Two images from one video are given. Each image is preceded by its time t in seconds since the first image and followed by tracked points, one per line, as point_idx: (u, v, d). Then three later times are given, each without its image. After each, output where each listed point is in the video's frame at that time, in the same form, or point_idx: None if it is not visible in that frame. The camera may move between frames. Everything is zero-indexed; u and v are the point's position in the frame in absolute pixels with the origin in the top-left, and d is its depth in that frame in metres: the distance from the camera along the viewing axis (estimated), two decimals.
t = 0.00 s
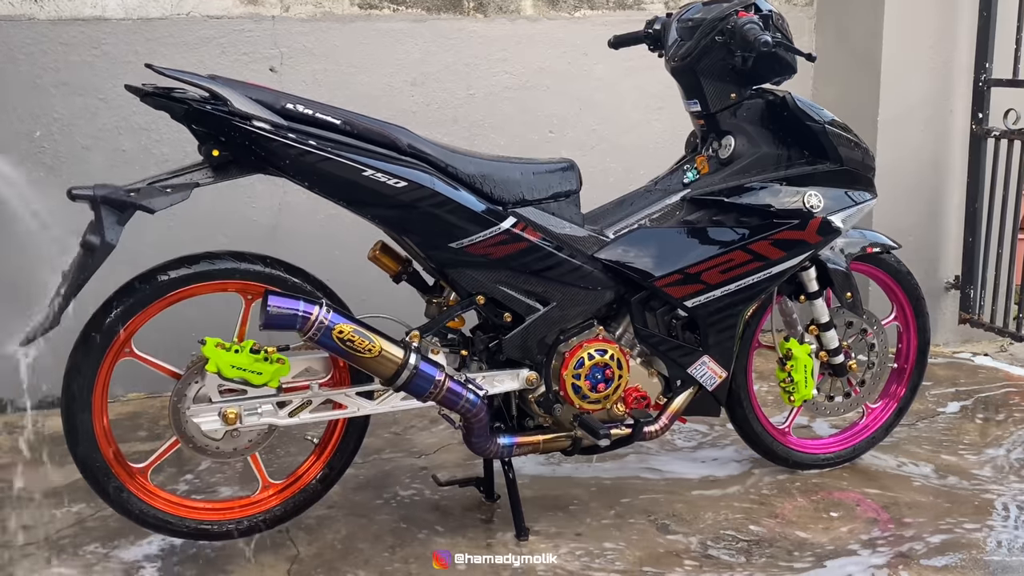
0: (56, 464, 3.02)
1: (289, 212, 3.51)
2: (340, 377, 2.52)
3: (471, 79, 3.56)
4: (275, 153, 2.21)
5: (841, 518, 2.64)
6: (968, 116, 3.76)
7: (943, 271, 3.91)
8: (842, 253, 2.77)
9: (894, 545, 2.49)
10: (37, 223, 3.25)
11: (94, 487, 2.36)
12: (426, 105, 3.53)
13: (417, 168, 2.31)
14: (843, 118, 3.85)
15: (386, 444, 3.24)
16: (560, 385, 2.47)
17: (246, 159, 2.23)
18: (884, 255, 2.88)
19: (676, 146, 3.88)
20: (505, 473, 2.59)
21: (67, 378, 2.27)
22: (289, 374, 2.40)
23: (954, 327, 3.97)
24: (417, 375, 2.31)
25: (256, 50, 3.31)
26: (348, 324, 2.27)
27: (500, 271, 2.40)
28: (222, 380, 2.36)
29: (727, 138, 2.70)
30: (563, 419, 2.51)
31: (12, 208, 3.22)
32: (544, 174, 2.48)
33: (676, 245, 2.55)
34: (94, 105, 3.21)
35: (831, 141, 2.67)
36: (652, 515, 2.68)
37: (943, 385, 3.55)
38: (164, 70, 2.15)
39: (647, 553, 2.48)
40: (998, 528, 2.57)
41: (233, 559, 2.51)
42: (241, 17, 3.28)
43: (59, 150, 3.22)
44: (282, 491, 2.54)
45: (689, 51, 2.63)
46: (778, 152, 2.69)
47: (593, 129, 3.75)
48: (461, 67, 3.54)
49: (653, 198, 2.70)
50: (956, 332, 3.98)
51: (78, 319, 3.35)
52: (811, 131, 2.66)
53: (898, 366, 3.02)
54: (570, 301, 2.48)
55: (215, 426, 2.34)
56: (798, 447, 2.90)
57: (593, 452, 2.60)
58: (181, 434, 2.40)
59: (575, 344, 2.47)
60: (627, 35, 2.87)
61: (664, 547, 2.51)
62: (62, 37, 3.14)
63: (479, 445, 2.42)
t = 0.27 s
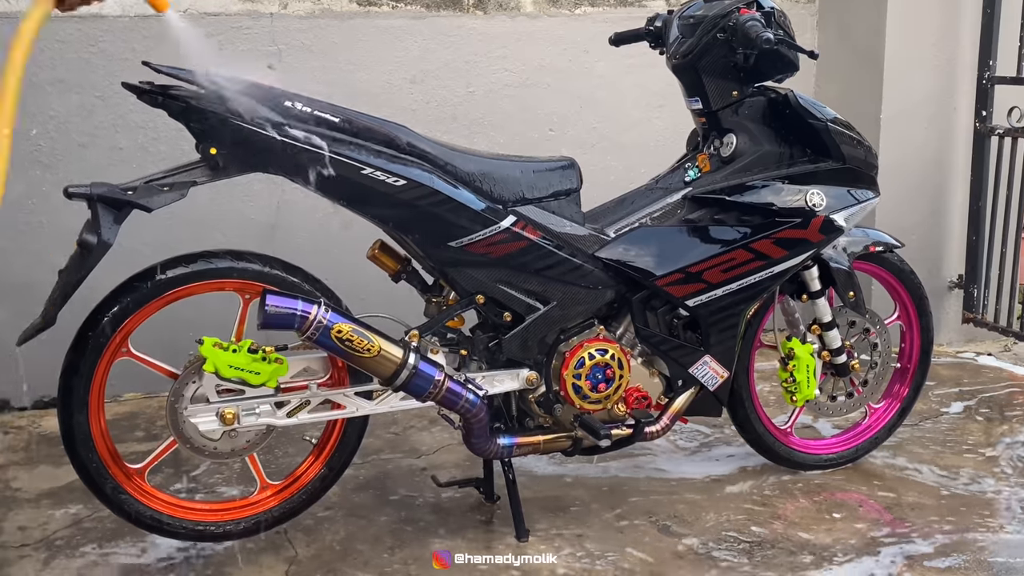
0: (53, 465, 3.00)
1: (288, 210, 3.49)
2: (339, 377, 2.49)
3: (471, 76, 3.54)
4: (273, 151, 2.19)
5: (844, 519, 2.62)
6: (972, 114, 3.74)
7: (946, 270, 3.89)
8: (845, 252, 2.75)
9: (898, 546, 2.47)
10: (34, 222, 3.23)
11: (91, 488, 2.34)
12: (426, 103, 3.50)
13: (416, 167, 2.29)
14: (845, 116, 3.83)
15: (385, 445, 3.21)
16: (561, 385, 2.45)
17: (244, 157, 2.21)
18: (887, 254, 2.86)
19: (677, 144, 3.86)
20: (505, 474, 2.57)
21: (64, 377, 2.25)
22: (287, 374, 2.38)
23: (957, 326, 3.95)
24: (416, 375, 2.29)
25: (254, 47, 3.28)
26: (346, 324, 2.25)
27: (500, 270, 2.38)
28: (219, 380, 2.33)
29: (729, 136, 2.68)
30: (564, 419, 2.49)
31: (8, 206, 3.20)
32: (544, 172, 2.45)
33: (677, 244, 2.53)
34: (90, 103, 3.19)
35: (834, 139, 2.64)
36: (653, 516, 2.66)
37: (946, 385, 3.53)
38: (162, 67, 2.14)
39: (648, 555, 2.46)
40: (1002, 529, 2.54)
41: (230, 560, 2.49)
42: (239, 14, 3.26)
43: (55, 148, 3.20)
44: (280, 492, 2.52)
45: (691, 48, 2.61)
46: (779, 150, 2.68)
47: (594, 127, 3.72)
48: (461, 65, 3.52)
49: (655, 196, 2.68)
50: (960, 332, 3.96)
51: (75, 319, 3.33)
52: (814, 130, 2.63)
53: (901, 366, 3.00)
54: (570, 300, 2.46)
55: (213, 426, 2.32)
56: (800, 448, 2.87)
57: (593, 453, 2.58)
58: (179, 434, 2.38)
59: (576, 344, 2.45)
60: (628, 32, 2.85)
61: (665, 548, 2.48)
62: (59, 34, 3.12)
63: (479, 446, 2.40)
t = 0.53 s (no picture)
0: (49, 465, 2.98)
1: (286, 209, 3.47)
2: (337, 377, 2.47)
3: (471, 74, 3.51)
4: (271, 149, 2.17)
5: (847, 520, 2.59)
6: (975, 112, 3.72)
7: (950, 269, 3.87)
8: (847, 251, 2.73)
9: (901, 548, 2.45)
10: (30, 221, 3.21)
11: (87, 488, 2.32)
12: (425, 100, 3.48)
13: (415, 165, 2.26)
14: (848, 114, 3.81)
15: (384, 445, 3.19)
16: (561, 385, 2.43)
17: (241, 154, 2.20)
18: (890, 252, 2.84)
19: (678, 142, 3.84)
20: (505, 474, 2.55)
21: (59, 377, 2.22)
22: (285, 374, 2.36)
23: (961, 325, 3.93)
24: (415, 374, 2.27)
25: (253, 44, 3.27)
26: (345, 324, 2.22)
27: (500, 269, 2.36)
28: (217, 380, 2.31)
29: (731, 134, 2.66)
30: (564, 419, 2.47)
31: (4, 205, 3.18)
32: (544, 170, 2.43)
33: (679, 243, 2.50)
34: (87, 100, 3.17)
35: (836, 137, 2.62)
36: (655, 517, 2.64)
37: (949, 385, 3.51)
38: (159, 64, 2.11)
39: (649, 556, 2.43)
40: (1007, 530, 2.52)
41: (228, 562, 2.47)
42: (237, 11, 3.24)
43: (52, 146, 3.18)
44: (278, 493, 2.50)
45: (692, 45, 2.58)
46: (781, 148, 2.66)
47: (595, 125, 3.70)
48: (461, 62, 3.49)
49: (657, 194, 2.66)
50: (964, 331, 3.95)
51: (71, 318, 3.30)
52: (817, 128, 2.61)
53: (904, 365, 2.98)
54: (571, 299, 2.44)
55: (211, 427, 2.30)
56: (803, 448, 2.85)
57: (594, 453, 2.56)
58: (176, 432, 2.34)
59: (577, 343, 2.42)
60: (629, 29, 2.82)
61: (666, 550, 2.46)
62: (55, 31, 3.10)
63: (479, 446, 2.37)
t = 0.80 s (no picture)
0: (45, 465, 2.96)
1: (284, 208, 3.45)
2: (336, 377, 2.45)
3: (470, 71, 3.49)
4: (269, 147, 2.14)
5: (849, 521, 2.57)
6: (979, 110, 3.70)
7: (953, 268, 3.85)
8: (850, 250, 2.71)
9: (904, 549, 2.43)
10: (27, 219, 3.19)
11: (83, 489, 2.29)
12: (425, 98, 3.46)
13: (414, 163, 2.24)
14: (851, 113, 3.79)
15: (382, 445, 3.17)
16: (562, 385, 2.41)
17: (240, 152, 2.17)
18: (893, 251, 2.81)
19: (679, 140, 3.82)
20: (504, 475, 2.53)
21: (56, 377, 2.20)
22: (284, 374, 2.34)
23: (964, 325, 3.92)
24: (414, 375, 2.24)
25: (250, 42, 3.24)
26: (344, 323, 2.20)
27: (500, 268, 2.34)
28: (214, 380, 2.29)
29: (733, 132, 2.63)
30: (565, 419, 2.45)
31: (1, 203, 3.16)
32: (544, 168, 2.41)
33: (681, 241, 2.48)
34: (84, 98, 3.15)
35: (839, 135, 2.59)
36: (656, 518, 2.62)
37: (952, 385, 3.49)
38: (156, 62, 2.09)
39: (650, 557, 2.41)
40: (1011, 531, 2.50)
41: (225, 563, 2.45)
42: (235, 8, 3.22)
43: (48, 144, 3.16)
44: (275, 494, 2.48)
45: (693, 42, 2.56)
46: (783, 146, 2.64)
47: (595, 122, 3.68)
48: (460, 59, 3.47)
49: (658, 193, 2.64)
50: (967, 331, 3.94)
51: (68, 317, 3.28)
52: (819, 125, 2.58)
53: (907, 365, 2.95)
54: (571, 299, 2.41)
55: (209, 427, 2.28)
56: (805, 449, 2.83)
57: (595, 453, 2.54)
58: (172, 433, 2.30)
59: (577, 342, 2.40)
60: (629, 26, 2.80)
61: (667, 551, 2.44)
62: (52, 28, 3.08)
63: (478, 447, 2.35)
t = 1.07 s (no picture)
0: (41, 466, 2.94)
1: (282, 207, 3.43)
2: (334, 377, 2.43)
3: (470, 69, 3.47)
4: (268, 146, 2.12)
5: (852, 522, 2.55)
6: (983, 108, 3.67)
7: (957, 267, 3.83)
8: (852, 249, 2.68)
9: (907, 550, 2.41)
10: (23, 217, 3.17)
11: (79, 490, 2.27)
12: (424, 96, 3.44)
13: (413, 162, 2.21)
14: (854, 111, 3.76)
15: (381, 446, 3.15)
16: (562, 386, 2.38)
17: (238, 151, 2.15)
18: (897, 251, 2.79)
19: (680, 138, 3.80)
20: (504, 476, 2.50)
21: (52, 377, 2.18)
22: (282, 374, 2.31)
23: (968, 324, 3.90)
24: (414, 375, 2.22)
25: (248, 39, 3.22)
26: (342, 322, 2.18)
27: (500, 267, 2.31)
28: (212, 380, 2.26)
29: (735, 130, 2.61)
30: (565, 419, 2.43)
31: None
32: (545, 167, 2.38)
33: (682, 240, 2.46)
34: (80, 96, 3.13)
35: (842, 133, 2.57)
36: (657, 520, 2.59)
37: (955, 385, 3.47)
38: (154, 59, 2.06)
39: (651, 559, 2.39)
40: (1015, 533, 2.48)
41: (221, 565, 2.43)
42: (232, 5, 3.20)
43: (45, 142, 3.14)
44: (273, 495, 2.46)
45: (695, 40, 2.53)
46: (786, 144, 2.62)
47: (596, 120, 3.66)
48: (460, 56, 3.45)
49: (659, 191, 2.62)
50: (971, 330, 3.92)
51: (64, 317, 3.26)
52: (822, 123, 2.56)
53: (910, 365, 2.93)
54: (572, 298, 2.39)
55: (206, 428, 2.25)
56: (807, 449, 2.81)
57: (595, 454, 2.52)
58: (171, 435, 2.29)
59: (578, 342, 2.38)
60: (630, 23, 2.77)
61: (669, 552, 2.42)
62: (48, 25, 3.06)
63: (479, 447, 2.33)
